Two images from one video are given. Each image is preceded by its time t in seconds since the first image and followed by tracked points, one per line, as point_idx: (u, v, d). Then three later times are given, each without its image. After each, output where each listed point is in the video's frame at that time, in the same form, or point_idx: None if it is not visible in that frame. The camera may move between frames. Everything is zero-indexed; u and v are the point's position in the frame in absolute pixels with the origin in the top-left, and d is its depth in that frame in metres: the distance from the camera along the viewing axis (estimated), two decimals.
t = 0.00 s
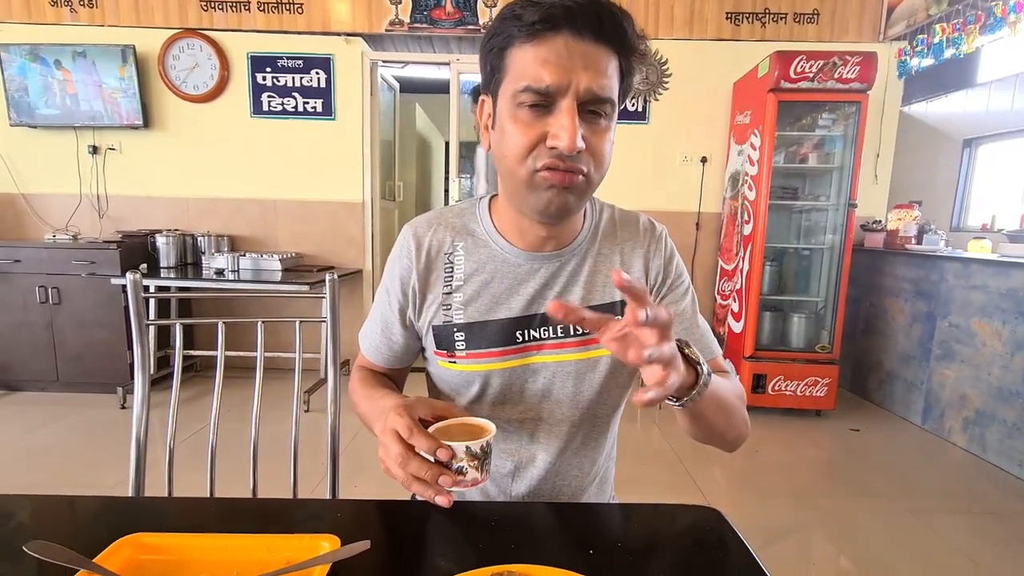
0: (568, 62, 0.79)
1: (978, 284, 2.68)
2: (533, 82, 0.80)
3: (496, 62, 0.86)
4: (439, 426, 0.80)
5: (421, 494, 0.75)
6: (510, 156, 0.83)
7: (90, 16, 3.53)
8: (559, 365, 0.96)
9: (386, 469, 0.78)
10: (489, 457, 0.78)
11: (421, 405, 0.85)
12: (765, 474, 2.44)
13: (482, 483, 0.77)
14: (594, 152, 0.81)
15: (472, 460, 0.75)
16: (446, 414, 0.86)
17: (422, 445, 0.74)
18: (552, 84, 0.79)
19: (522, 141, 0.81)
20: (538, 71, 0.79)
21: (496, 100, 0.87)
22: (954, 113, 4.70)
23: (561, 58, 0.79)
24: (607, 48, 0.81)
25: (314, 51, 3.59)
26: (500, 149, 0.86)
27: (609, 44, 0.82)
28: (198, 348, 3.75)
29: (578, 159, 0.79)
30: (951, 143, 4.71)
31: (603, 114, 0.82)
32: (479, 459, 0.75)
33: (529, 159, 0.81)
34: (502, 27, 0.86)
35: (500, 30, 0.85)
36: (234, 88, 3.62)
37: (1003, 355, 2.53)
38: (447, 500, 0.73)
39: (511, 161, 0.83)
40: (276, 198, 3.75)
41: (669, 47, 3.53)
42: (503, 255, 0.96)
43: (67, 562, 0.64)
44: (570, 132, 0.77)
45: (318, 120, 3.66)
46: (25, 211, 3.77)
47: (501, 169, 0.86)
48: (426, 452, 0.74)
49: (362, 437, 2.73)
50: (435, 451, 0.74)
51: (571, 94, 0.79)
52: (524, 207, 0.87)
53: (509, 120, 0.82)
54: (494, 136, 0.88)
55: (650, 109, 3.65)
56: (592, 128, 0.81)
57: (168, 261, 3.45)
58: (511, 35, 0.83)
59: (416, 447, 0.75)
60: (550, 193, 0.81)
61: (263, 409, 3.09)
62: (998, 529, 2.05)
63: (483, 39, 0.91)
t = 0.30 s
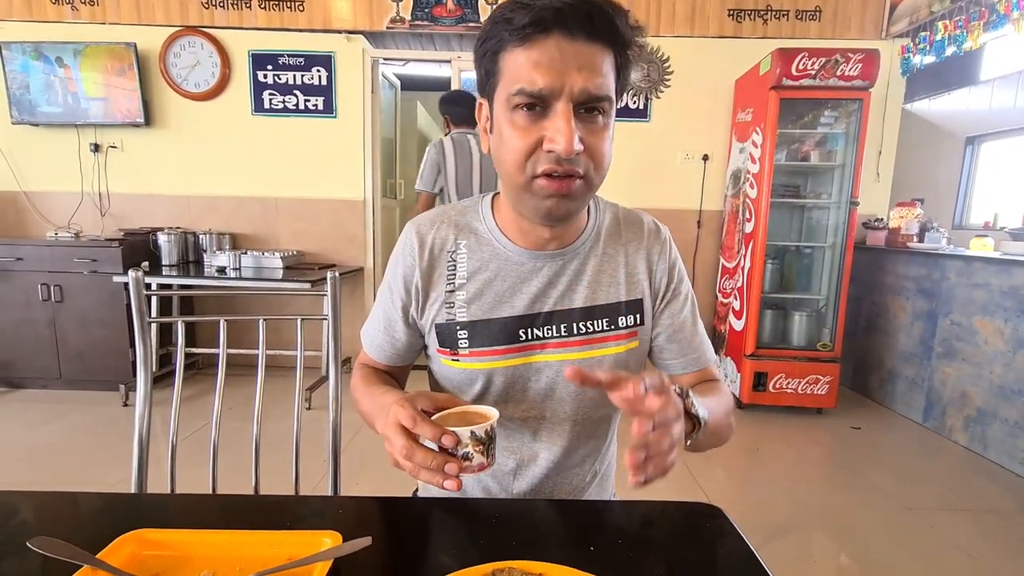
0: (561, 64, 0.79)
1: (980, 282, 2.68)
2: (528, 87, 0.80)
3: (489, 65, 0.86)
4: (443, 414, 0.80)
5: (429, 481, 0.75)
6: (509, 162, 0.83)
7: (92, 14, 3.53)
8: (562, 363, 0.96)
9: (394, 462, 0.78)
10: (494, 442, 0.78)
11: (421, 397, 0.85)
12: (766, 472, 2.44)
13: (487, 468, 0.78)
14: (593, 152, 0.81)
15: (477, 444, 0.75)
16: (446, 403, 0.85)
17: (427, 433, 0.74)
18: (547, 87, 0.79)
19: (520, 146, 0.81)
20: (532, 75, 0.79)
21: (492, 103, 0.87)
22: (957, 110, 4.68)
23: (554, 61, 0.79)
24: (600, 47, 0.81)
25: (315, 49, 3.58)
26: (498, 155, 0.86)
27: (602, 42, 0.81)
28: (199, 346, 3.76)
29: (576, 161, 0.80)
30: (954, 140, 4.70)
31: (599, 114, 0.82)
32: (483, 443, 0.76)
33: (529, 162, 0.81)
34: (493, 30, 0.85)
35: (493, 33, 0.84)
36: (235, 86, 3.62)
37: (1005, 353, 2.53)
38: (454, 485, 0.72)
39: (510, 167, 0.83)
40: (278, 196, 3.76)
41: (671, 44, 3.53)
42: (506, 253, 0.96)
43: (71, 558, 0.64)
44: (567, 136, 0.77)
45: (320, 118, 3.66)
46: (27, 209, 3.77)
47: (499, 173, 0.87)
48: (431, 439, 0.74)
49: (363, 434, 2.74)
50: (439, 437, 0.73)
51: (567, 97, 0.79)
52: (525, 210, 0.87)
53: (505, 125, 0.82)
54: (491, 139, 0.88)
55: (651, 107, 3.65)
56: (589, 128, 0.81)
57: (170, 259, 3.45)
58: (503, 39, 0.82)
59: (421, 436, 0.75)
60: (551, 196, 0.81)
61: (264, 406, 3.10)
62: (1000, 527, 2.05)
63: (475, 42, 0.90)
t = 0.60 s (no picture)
0: (562, 83, 0.76)
1: (982, 281, 2.67)
2: (527, 106, 0.77)
3: (487, 78, 0.84)
4: (444, 412, 0.80)
5: (429, 478, 0.74)
6: (512, 180, 0.82)
7: (92, 13, 3.53)
8: (563, 362, 0.96)
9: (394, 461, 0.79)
10: (493, 440, 0.78)
11: (422, 393, 0.84)
12: (767, 470, 2.44)
13: (487, 465, 0.78)
14: (596, 165, 0.80)
15: (478, 441, 0.75)
16: (448, 401, 0.85)
17: (428, 430, 0.74)
18: (548, 107, 0.77)
19: (522, 165, 0.80)
20: (533, 95, 0.77)
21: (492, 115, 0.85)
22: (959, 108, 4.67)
23: (554, 80, 0.76)
24: (601, 58, 0.78)
25: (316, 47, 3.58)
26: (500, 169, 0.85)
27: (602, 53, 0.78)
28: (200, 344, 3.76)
29: (580, 176, 0.79)
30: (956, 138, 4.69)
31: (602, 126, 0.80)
32: (484, 441, 0.76)
33: (533, 179, 0.80)
34: (490, 42, 0.82)
35: (492, 47, 0.81)
36: (236, 84, 3.62)
37: (1006, 352, 2.52)
38: (456, 480, 0.71)
39: (514, 184, 0.82)
40: (279, 194, 3.76)
41: (672, 43, 3.52)
42: (508, 253, 0.96)
43: (73, 556, 0.64)
44: (569, 156, 0.76)
45: (321, 116, 3.66)
46: (29, 208, 3.77)
47: (501, 183, 0.86)
48: (433, 435, 0.74)
49: (365, 432, 2.75)
50: (440, 434, 0.73)
51: (568, 115, 0.77)
52: (530, 221, 0.87)
53: (506, 141, 0.81)
54: (493, 152, 0.87)
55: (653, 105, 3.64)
56: (592, 141, 0.79)
57: (171, 257, 3.45)
58: (503, 55, 0.80)
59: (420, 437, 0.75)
60: (556, 214, 0.81)
61: (266, 405, 3.11)
62: (1000, 526, 2.05)
63: (473, 51, 0.87)
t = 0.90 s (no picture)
0: (552, 106, 0.74)
1: (983, 279, 2.67)
2: (516, 128, 0.76)
3: (481, 92, 0.82)
4: (442, 411, 0.80)
5: (425, 475, 0.75)
6: (505, 194, 0.83)
7: (93, 11, 3.53)
8: (564, 360, 0.96)
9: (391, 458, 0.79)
10: (491, 440, 0.78)
11: (422, 392, 0.84)
12: (767, 469, 2.44)
13: (484, 466, 0.77)
14: (587, 183, 0.79)
15: (475, 441, 0.75)
16: (446, 399, 0.84)
17: (425, 428, 0.74)
18: (536, 130, 0.75)
19: (513, 181, 0.80)
20: (521, 117, 0.75)
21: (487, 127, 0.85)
22: (960, 107, 4.62)
23: (543, 104, 0.74)
24: (594, 80, 0.75)
25: (317, 46, 3.58)
26: (495, 180, 0.85)
27: (596, 73, 0.75)
28: (202, 342, 3.77)
29: (570, 195, 0.79)
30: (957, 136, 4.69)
31: (596, 144, 0.78)
32: (480, 441, 0.75)
33: (524, 195, 0.81)
34: (483, 57, 0.80)
35: (483, 64, 0.80)
36: (236, 83, 3.62)
37: (1007, 350, 2.52)
38: (451, 479, 0.72)
39: (506, 198, 0.83)
40: (280, 193, 3.76)
41: (673, 41, 3.51)
42: (509, 251, 0.96)
43: (75, 553, 0.64)
44: (556, 179, 0.75)
45: (321, 115, 3.66)
46: (30, 207, 3.78)
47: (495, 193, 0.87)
48: (429, 434, 0.74)
49: (365, 431, 2.75)
50: (438, 432, 0.74)
51: (558, 137, 0.76)
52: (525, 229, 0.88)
53: (498, 156, 0.81)
54: (488, 163, 0.87)
55: (653, 103, 3.64)
56: (584, 160, 0.78)
57: (172, 256, 3.45)
58: (494, 74, 0.78)
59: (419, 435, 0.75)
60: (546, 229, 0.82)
61: (267, 403, 3.11)
62: (1001, 525, 2.04)
63: (468, 62, 0.85)
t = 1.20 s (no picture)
0: (552, 115, 0.74)
1: (984, 278, 2.67)
2: (517, 136, 0.76)
3: (480, 98, 0.82)
4: (442, 407, 0.80)
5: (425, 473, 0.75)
6: (506, 198, 0.83)
7: (94, 10, 3.53)
8: (563, 358, 0.96)
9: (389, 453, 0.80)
10: (489, 436, 0.78)
11: (422, 387, 0.84)
12: (768, 468, 2.44)
13: (482, 462, 0.78)
14: (589, 187, 0.80)
15: (474, 438, 0.75)
16: (447, 395, 0.85)
17: (425, 425, 0.75)
18: (538, 139, 0.75)
19: (515, 187, 0.80)
20: (522, 127, 0.75)
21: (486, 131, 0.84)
22: (962, 105, 4.63)
23: (543, 114, 0.74)
24: (595, 87, 0.75)
25: (317, 45, 3.58)
26: (496, 183, 0.85)
27: (596, 80, 0.75)
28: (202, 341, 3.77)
29: (571, 200, 0.80)
30: (959, 135, 4.68)
31: (597, 149, 0.78)
32: (480, 438, 0.76)
33: (526, 200, 0.81)
34: (481, 64, 0.79)
35: (482, 72, 0.79)
36: (237, 82, 3.62)
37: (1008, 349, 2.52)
38: (450, 475, 0.72)
39: (508, 202, 0.84)
40: (281, 192, 3.76)
41: (673, 39, 3.51)
42: (509, 249, 0.96)
43: (76, 552, 0.64)
44: (558, 186, 0.76)
45: (322, 114, 3.66)
46: (31, 206, 3.78)
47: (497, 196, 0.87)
48: (429, 431, 0.74)
49: (365, 429, 2.75)
50: (437, 429, 0.74)
51: (559, 145, 0.75)
52: (527, 231, 0.89)
53: (499, 162, 0.81)
54: (488, 166, 0.87)
55: (654, 102, 3.63)
56: (585, 164, 0.78)
57: (173, 255, 3.46)
58: (494, 82, 0.78)
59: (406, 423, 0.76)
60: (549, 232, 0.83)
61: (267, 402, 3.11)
62: (1002, 524, 2.04)
63: (465, 68, 0.84)
